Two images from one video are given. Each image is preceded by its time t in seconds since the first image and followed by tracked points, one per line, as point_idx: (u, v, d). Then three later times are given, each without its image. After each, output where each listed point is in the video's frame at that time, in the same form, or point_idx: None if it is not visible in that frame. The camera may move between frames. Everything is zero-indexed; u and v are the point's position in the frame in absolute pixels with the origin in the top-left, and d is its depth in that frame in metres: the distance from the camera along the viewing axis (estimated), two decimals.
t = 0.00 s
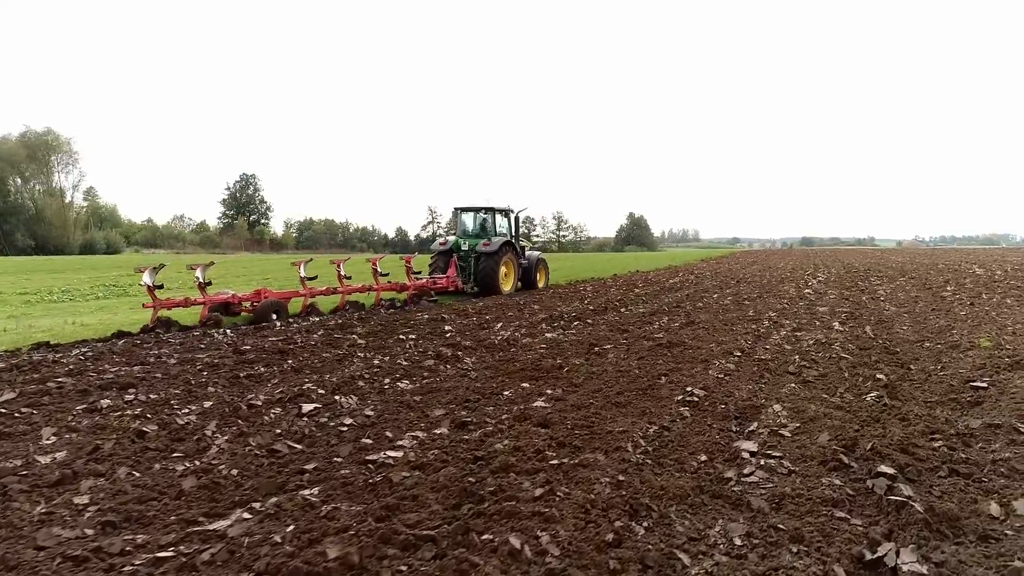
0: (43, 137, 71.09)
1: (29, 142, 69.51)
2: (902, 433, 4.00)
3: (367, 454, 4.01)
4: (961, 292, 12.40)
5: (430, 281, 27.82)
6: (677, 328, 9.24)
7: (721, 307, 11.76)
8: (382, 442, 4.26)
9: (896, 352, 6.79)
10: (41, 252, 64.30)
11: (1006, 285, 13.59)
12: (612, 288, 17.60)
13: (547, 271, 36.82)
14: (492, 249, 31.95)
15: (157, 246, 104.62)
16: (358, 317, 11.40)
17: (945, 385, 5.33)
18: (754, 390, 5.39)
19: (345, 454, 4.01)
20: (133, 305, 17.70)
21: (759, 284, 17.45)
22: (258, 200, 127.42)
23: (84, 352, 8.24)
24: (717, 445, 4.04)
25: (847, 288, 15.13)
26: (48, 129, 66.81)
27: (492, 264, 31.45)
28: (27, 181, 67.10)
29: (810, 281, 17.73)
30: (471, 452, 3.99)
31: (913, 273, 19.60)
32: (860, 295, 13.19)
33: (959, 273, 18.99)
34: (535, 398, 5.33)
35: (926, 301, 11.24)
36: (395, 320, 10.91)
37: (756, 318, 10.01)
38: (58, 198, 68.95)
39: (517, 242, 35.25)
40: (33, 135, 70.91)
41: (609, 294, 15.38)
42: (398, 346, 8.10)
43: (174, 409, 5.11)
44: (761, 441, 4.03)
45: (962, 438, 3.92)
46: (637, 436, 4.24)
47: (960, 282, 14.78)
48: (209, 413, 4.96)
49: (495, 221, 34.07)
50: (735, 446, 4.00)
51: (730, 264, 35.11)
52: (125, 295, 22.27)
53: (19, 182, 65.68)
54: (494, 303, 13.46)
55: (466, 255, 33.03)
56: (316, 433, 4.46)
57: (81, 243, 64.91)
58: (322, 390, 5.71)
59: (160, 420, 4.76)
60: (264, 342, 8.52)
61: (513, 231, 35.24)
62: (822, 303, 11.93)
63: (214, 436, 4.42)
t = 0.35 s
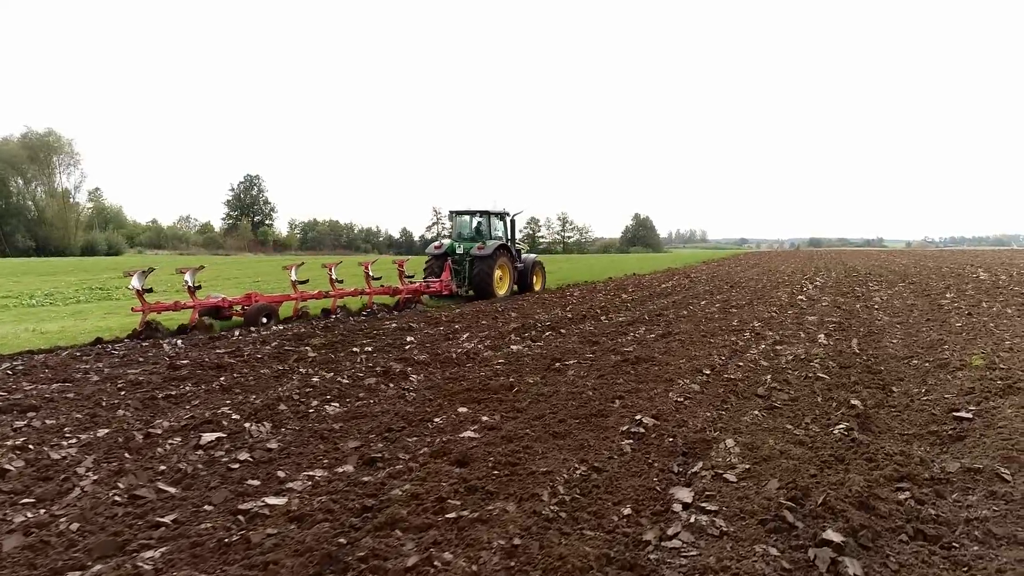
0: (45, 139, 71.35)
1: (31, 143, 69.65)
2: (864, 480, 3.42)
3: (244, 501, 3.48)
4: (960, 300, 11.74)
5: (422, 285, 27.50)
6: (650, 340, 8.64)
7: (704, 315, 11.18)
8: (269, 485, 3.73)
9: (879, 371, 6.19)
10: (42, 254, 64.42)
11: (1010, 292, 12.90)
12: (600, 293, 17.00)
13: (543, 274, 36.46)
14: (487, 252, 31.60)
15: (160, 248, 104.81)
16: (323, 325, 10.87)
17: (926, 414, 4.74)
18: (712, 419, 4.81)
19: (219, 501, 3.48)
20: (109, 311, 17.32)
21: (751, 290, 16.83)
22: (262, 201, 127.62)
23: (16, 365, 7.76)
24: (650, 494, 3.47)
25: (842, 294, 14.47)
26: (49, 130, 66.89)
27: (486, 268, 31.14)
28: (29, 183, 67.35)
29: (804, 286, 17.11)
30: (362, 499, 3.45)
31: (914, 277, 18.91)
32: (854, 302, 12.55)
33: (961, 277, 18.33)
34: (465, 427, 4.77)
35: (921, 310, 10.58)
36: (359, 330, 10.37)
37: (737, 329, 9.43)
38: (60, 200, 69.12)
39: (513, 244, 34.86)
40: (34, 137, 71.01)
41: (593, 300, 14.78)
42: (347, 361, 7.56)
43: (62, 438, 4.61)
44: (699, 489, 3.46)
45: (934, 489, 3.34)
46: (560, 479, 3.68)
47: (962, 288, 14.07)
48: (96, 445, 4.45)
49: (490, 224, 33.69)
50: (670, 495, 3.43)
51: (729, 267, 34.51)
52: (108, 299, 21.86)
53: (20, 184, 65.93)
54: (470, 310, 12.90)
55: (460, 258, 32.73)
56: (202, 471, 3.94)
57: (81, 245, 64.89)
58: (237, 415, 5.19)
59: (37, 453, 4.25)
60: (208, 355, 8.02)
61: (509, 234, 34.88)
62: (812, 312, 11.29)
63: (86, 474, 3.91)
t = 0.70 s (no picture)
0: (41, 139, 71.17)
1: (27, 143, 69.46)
2: (798, 543, 2.82)
3: (53, 563, 2.90)
4: (954, 306, 11.08)
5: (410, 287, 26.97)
6: (613, 352, 8.02)
7: (680, 323, 10.59)
8: (102, 538, 3.16)
9: (849, 390, 5.59)
10: (37, 254, 64.18)
11: (1005, 298, 12.27)
12: (581, 297, 16.39)
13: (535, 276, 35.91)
14: (477, 253, 31.05)
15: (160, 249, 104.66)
16: (275, 332, 10.29)
17: (893, 447, 4.12)
18: (647, 451, 4.22)
19: (24, 563, 2.91)
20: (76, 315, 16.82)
21: (737, 294, 16.21)
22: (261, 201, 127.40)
23: None
24: (542, 556, 2.88)
25: (829, 299, 13.84)
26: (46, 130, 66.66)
27: (477, 270, 30.66)
28: (25, 183, 67.15)
29: (794, 290, 16.49)
30: (194, 563, 2.87)
31: (909, 281, 18.26)
32: (841, 308, 11.94)
33: (957, 280, 17.71)
34: (365, 460, 4.18)
35: (907, 318, 9.96)
36: (311, 338, 9.79)
37: (709, 339, 8.84)
38: (55, 200, 68.90)
39: (504, 246, 34.32)
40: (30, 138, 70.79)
41: (569, 305, 14.15)
42: (277, 376, 6.97)
43: None
44: (600, 551, 2.87)
45: (882, 554, 2.74)
46: (442, 534, 3.09)
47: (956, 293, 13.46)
48: None
49: (481, 225, 33.15)
50: (564, 559, 2.84)
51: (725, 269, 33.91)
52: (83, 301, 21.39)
53: (16, 184, 65.72)
54: (438, 316, 12.32)
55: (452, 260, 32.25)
56: (31, 518, 3.36)
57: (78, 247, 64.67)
58: (118, 442, 4.61)
59: None
60: (134, 367, 7.46)
61: (500, 236, 34.36)
62: (793, 319, 10.67)
63: None
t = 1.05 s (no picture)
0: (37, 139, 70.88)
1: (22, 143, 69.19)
2: None
3: None
4: (944, 313, 10.43)
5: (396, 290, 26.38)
6: (568, 364, 7.39)
7: (651, 330, 9.97)
8: None
9: (810, 413, 4.97)
10: (31, 254, 63.85)
11: (999, 304, 11.62)
12: (559, 300, 15.75)
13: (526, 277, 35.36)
14: (466, 255, 30.49)
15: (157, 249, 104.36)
16: (220, 340, 9.68)
17: (844, 490, 3.49)
18: (556, 493, 3.59)
19: None
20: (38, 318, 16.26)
21: (721, 297, 15.59)
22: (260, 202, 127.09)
23: None
24: None
25: (815, 304, 13.19)
26: (40, 129, 66.28)
27: (465, 272, 30.09)
28: (19, 183, 66.86)
29: (780, 293, 15.88)
30: None
31: (901, 284, 17.63)
32: (825, 314, 11.33)
33: (951, 283, 17.12)
34: (224, 504, 3.56)
35: (892, 326, 9.33)
36: (255, 347, 9.17)
37: (676, 349, 8.22)
38: (50, 200, 68.59)
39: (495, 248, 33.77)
40: (25, 137, 70.43)
41: (543, 309, 13.52)
42: (191, 392, 6.36)
43: None
44: None
45: None
46: None
47: (947, 298, 12.81)
48: None
49: (471, 226, 32.60)
50: None
51: (719, 270, 33.28)
52: (56, 303, 20.85)
53: (9, 184, 65.41)
54: (401, 322, 11.70)
55: (441, 262, 31.65)
56: None
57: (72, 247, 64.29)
58: None
59: None
60: (43, 381, 6.87)
61: (491, 238, 33.76)
62: (772, 326, 10.03)
63: None
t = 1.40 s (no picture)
0: (32, 139, 70.62)
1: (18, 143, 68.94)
2: None
3: None
4: (934, 320, 9.69)
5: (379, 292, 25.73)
6: (512, 378, 6.73)
7: (619, 338, 9.33)
8: None
9: (760, 443, 4.32)
10: (25, 254, 63.55)
11: (996, 310, 10.85)
12: (535, 305, 15.05)
13: (518, 278, 34.70)
14: (455, 256, 29.86)
15: (156, 250, 104.12)
16: (155, 349, 9.06)
17: (772, 551, 2.84)
18: (422, 552, 2.95)
19: None
20: None
21: (706, 301, 14.92)
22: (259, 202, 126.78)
23: None
24: None
25: (801, 308, 12.44)
26: (34, 130, 65.99)
27: (454, 274, 29.44)
28: (14, 184, 66.57)
29: (767, 297, 15.24)
30: None
31: (896, 287, 16.91)
32: (808, 320, 10.64)
33: (948, 286, 16.41)
34: (20, 564, 2.94)
35: (875, 335, 8.62)
36: (188, 356, 8.55)
37: (637, 360, 7.58)
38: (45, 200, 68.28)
39: (485, 249, 33.14)
40: (20, 138, 70.15)
41: (514, 314, 12.83)
42: (84, 411, 5.74)
43: None
44: None
45: None
46: None
47: (941, 303, 12.06)
48: None
49: (461, 227, 31.99)
50: None
51: (714, 272, 32.46)
52: (26, 306, 20.33)
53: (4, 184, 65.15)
54: (358, 328, 11.06)
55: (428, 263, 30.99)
56: None
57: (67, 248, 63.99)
58: None
59: None
60: None
61: (480, 238, 33.08)
62: (749, 334, 9.32)
63: None
